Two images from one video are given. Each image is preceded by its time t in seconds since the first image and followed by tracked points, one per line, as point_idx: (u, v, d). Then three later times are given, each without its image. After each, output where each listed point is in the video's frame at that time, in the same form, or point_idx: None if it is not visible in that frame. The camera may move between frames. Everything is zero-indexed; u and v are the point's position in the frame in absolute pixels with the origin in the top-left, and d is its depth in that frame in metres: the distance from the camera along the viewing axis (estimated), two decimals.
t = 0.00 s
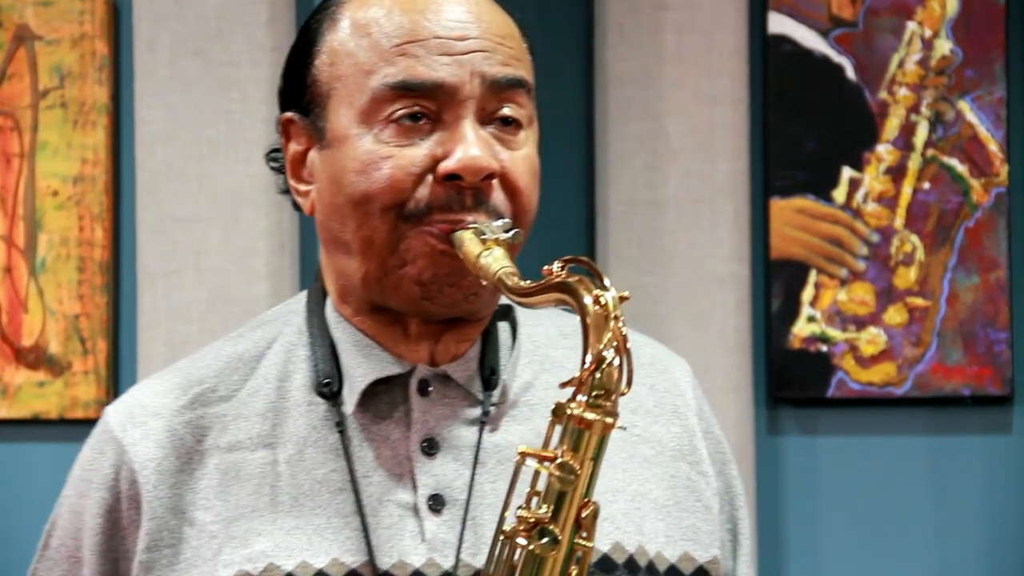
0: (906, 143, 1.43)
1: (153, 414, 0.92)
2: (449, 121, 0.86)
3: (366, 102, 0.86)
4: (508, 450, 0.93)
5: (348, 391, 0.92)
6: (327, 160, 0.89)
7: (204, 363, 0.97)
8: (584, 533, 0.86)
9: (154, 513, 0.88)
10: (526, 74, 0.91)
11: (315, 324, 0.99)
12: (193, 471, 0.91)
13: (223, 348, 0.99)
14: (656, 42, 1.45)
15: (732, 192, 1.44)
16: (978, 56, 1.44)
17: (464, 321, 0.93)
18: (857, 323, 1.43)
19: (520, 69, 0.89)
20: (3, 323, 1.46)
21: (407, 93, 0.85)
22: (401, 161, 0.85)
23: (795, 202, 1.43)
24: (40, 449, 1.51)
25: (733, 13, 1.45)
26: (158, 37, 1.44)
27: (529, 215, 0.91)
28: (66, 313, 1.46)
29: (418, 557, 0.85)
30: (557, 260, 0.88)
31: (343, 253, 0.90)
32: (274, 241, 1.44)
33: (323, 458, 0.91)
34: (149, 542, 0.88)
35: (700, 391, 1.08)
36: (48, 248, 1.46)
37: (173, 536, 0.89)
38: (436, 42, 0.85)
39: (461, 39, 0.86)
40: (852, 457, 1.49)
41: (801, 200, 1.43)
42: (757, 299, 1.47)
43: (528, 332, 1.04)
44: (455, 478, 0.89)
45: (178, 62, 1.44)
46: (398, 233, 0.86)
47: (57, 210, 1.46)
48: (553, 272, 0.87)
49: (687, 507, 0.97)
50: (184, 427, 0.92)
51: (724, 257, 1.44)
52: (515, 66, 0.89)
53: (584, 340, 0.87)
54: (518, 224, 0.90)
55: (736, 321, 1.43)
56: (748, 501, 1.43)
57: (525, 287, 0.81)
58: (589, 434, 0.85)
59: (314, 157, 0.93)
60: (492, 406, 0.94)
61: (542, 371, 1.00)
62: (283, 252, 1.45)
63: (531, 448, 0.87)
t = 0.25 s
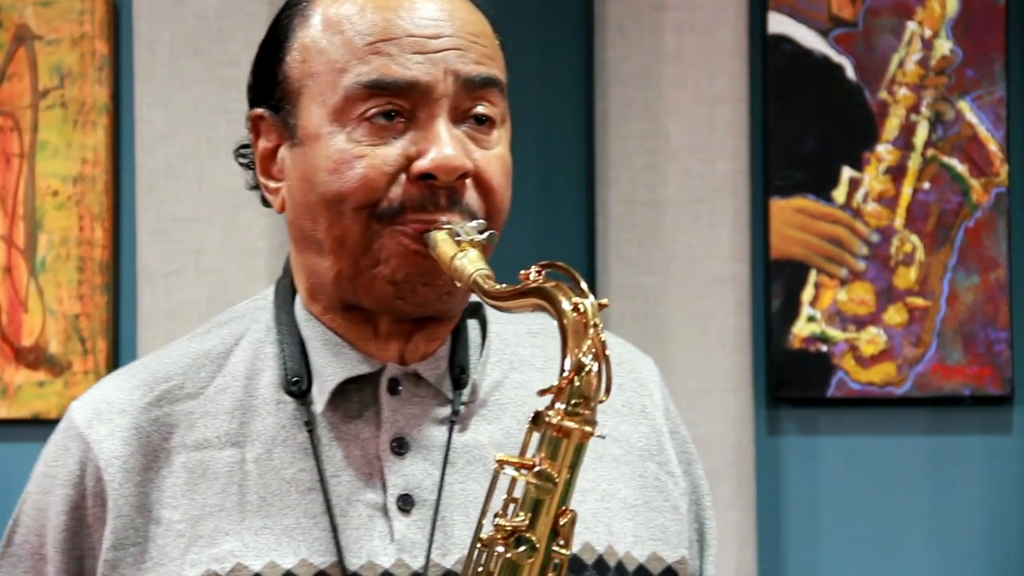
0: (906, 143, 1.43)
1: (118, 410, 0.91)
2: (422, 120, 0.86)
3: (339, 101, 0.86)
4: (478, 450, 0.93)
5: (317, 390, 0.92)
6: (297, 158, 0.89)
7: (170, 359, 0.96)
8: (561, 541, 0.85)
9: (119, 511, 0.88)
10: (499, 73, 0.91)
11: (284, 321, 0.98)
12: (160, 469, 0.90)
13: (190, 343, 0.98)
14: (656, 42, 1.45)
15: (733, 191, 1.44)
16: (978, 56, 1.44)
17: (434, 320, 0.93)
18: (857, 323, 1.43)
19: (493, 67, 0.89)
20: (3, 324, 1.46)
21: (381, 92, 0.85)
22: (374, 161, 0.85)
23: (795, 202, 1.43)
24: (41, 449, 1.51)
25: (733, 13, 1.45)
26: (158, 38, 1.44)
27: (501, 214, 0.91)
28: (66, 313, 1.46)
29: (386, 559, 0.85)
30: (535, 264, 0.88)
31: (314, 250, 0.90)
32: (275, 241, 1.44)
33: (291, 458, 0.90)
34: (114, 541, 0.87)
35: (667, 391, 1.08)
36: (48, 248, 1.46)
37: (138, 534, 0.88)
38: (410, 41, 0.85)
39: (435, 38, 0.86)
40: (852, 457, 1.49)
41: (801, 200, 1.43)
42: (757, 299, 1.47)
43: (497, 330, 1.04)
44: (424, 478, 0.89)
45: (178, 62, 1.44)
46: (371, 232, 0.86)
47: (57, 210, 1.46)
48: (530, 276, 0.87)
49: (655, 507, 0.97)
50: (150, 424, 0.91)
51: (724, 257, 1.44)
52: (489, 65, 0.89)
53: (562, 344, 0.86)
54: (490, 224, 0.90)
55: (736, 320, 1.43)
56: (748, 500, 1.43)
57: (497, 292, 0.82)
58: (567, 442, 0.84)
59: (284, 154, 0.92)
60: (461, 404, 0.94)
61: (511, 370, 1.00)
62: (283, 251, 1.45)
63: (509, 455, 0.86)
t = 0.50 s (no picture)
0: (906, 143, 1.43)
1: (94, 409, 0.92)
2: (406, 125, 0.85)
3: (323, 104, 0.86)
4: (456, 457, 0.93)
5: (300, 393, 0.91)
6: (281, 163, 0.89)
7: (149, 359, 0.96)
8: (547, 549, 0.84)
9: (92, 509, 0.87)
10: (485, 81, 0.90)
11: (265, 324, 0.97)
12: (134, 469, 0.90)
13: (170, 345, 0.97)
14: (656, 42, 1.45)
15: (733, 190, 1.44)
16: (978, 56, 1.44)
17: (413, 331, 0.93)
18: (857, 323, 1.43)
19: (479, 75, 0.89)
20: (3, 324, 1.46)
21: (365, 95, 0.85)
22: (357, 166, 0.84)
23: (795, 202, 1.43)
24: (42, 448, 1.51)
25: (733, 12, 1.45)
26: (158, 37, 1.44)
27: (484, 222, 0.91)
28: (66, 313, 1.46)
29: (360, 565, 0.85)
30: (523, 274, 0.89)
31: (296, 258, 0.89)
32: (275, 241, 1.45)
33: (268, 462, 0.90)
34: (86, 539, 0.87)
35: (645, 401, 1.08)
36: (48, 248, 1.46)
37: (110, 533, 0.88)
38: (395, 46, 0.85)
39: (420, 43, 0.86)
40: (853, 457, 1.49)
41: (801, 200, 1.43)
42: (757, 300, 1.47)
43: (473, 337, 1.03)
44: (400, 486, 0.89)
45: (178, 62, 1.44)
46: (351, 245, 0.86)
47: (57, 210, 1.46)
48: (519, 286, 0.88)
49: (631, 515, 0.97)
50: (125, 424, 0.91)
51: (725, 257, 1.43)
52: (474, 73, 0.89)
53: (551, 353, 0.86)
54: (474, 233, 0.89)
55: (737, 319, 1.43)
56: (748, 500, 1.43)
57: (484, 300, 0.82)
58: (557, 449, 0.84)
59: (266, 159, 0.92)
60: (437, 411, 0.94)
61: (488, 377, 0.99)
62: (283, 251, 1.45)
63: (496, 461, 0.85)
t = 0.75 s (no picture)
0: (906, 143, 1.43)
1: (80, 382, 0.92)
2: (396, 106, 0.86)
3: (313, 85, 0.86)
4: (444, 435, 0.93)
5: (287, 367, 0.92)
6: (271, 148, 0.88)
7: (136, 334, 0.96)
8: (530, 527, 0.83)
9: (76, 481, 0.88)
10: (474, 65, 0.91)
11: (252, 304, 0.97)
12: (118, 441, 0.90)
13: (158, 320, 0.97)
14: (656, 42, 1.45)
15: (733, 192, 1.44)
16: (978, 56, 1.44)
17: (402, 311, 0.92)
18: (857, 323, 1.43)
19: (468, 57, 0.89)
20: (3, 324, 1.46)
21: (354, 75, 0.85)
22: (349, 148, 0.84)
23: (795, 202, 1.43)
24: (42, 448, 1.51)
25: (733, 13, 1.45)
26: (158, 37, 1.44)
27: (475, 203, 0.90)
28: (66, 313, 1.46)
29: (346, 539, 0.86)
30: (508, 250, 0.88)
31: (288, 240, 0.90)
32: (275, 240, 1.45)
33: (254, 438, 0.89)
34: (71, 510, 0.88)
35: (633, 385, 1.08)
36: (48, 248, 1.46)
37: (94, 504, 0.88)
38: (383, 25, 0.85)
39: (409, 23, 0.86)
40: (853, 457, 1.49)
41: (801, 200, 1.43)
42: (757, 300, 1.47)
43: (462, 323, 1.02)
44: (387, 462, 0.89)
45: (178, 62, 1.44)
46: (345, 223, 0.86)
47: (57, 210, 1.46)
48: (504, 262, 0.87)
49: (616, 495, 0.97)
50: (110, 397, 0.91)
51: (725, 257, 1.43)
52: (463, 54, 0.89)
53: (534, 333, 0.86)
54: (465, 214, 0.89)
55: (737, 319, 1.43)
56: (748, 500, 1.43)
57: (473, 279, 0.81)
58: (538, 427, 0.83)
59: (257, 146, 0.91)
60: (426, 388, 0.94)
61: (476, 358, 0.99)
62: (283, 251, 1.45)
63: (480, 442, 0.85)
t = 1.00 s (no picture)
0: (906, 143, 1.43)
1: (77, 395, 0.92)
2: (410, 124, 0.85)
3: (326, 99, 0.85)
4: (442, 451, 0.93)
5: (286, 386, 0.91)
6: (280, 159, 0.88)
7: (132, 345, 0.95)
8: (555, 560, 0.84)
9: (73, 495, 0.88)
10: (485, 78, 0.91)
11: (249, 314, 0.97)
12: (116, 455, 0.90)
13: (154, 331, 0.97)
14: (656, 41, 1.45)
15: (733, 191, 1.43)
16: (978, 56, 1.44)
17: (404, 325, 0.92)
18: (857, 323, 1.43)
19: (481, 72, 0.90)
20: (3, 324, 1.46)
21: (369, 91, 0.85)
22: (362, 166, 0.84)
23: (795, 202, 1.43)
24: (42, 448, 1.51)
25: (733, 12, 1.45)
26: (158, 37, 1.44)
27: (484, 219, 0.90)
28: (66, 313, 1.46)
29: (345, 557, 0.86)
30: (536, 281, 0.87)
31: (293, 252, 0.88)
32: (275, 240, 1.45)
33: (253, 453, 0.89)
34: (68, 525, 0.87)
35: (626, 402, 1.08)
36: (48, 249, 1.46)
37: (91, 519, 0.88)
38: (399, 41, 0.85)
39: (425, 40, 0.86)
40: (852, 457, 1.49)
41: (801, 201, 1.43)
42: (757, 299, 1.47)
43: (458, 334, 1.03)
44: (385, 479, 0.90)
45: (178, 62, 1.44)
46: (356, 237, 0.85)
47: (57, 210, 1.46)
48: (530, 292, 0.86)
49: (610, 513, 0.97)
50: (108, 410, 0.91)
51: (725, 257, 1.43)
52: (476, 69, 0.89)
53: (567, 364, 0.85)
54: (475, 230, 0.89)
55: (737, 319, 1.43)
56: (748, 501, 1.43)
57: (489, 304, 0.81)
58: (571, 464, 0.82)
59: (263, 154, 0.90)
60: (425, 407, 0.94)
61: (474, 372, 1.00)
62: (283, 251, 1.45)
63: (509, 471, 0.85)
